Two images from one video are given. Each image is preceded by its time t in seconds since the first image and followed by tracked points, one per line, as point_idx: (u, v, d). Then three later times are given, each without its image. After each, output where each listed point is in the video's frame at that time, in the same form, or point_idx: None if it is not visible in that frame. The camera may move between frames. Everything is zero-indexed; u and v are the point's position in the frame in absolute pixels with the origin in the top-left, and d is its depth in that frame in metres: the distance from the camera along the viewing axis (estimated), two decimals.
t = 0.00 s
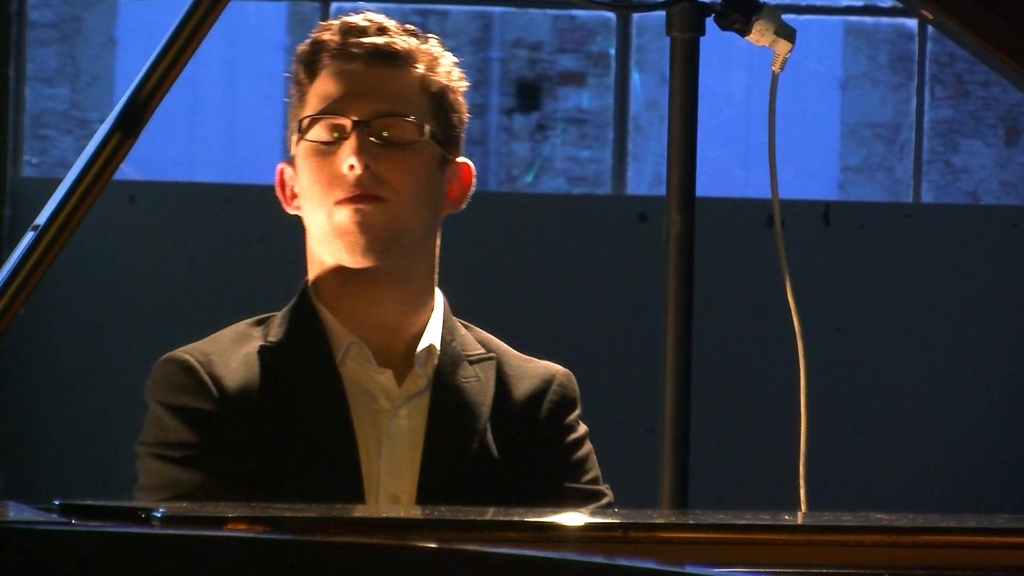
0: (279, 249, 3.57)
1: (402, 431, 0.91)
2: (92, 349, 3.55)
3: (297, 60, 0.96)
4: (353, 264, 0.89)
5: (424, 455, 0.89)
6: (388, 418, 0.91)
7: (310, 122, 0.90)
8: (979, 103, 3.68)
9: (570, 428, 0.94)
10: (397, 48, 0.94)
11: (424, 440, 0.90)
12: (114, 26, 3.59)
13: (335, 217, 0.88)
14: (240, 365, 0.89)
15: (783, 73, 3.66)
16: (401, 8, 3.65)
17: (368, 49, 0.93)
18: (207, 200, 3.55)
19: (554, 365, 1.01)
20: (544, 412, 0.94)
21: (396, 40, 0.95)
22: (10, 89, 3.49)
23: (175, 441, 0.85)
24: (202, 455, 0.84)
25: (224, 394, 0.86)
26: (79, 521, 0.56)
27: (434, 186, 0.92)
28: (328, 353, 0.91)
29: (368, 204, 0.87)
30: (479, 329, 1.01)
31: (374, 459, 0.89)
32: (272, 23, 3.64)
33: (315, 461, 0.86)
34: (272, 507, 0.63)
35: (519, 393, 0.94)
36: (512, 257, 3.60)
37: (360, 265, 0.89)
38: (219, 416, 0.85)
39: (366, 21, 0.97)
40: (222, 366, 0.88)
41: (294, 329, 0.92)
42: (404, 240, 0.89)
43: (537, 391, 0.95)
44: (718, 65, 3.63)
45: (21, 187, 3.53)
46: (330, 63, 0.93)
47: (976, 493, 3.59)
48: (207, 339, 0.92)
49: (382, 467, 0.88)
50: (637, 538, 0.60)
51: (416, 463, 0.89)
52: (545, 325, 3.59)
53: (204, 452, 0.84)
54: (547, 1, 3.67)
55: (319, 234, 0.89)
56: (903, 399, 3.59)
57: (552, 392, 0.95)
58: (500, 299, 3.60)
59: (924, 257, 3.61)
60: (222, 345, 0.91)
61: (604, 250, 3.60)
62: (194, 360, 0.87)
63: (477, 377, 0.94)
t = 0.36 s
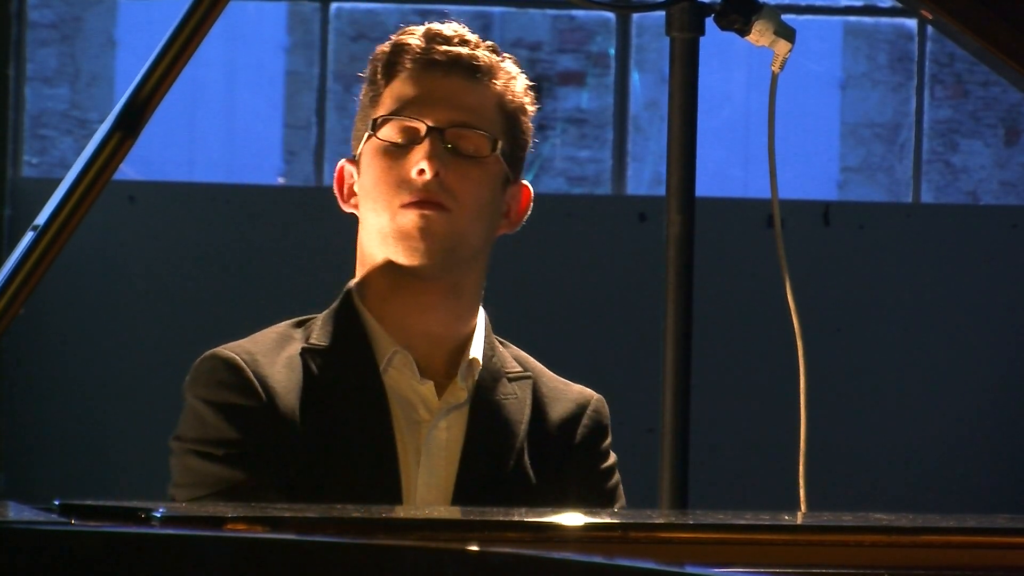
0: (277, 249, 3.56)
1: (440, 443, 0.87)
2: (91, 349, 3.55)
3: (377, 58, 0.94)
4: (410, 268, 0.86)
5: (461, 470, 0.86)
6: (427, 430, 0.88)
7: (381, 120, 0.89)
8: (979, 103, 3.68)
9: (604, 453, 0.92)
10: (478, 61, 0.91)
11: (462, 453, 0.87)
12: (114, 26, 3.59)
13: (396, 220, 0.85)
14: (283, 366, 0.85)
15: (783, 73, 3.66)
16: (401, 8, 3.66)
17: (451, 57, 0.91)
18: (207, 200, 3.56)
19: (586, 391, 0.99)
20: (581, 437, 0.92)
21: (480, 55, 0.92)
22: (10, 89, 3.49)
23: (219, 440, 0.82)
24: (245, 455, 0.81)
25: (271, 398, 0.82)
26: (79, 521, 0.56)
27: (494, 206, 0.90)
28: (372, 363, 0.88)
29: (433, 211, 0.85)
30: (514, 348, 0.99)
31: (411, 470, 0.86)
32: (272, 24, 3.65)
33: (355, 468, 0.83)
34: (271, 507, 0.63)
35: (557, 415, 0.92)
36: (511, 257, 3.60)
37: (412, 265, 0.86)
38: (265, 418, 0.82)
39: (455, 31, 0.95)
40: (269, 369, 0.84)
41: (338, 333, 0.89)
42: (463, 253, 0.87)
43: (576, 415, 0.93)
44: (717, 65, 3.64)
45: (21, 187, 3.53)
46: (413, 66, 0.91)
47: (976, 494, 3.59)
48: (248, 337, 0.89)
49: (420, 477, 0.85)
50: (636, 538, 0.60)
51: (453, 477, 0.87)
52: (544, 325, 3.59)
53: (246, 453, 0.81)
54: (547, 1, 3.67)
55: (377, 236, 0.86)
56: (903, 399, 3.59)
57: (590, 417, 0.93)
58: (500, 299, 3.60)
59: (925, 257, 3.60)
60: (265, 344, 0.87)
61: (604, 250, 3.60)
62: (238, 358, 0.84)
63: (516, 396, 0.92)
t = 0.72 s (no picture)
0: (278, 249, 3.57)
1: (444, 444, 0.90)
2: (92, 349, 3.55)
3: (414, 58, 0.99)
4: (430, 271, 0.90)
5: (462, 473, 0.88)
6: (431, 430, 0.90)
7: (409, 120, 0.94)
8: (979, 103, 3.69)
9: (609, 461, 0.95)
10: (513, 69, 0.96)
11: (465, 458, 0.89)
12: (114, 25, 3.59)
13: (419, 223, 0.89)
14: (287, 362, 0.88)
15: (783, 73, 3.67)
16: (401, 8, 3.66)
17: (485, 63, 0.96)
18: (207, 200, 3.56)
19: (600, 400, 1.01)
20: (585, 447, 0.94)
21: (515, 62, 0.97)
22: (11, 88, 3.49)
23: (213, 431, 0.85)
24: (235, 447, 0.84)
25: (268, 394, 0.85)
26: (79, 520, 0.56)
27: (514, 214, 0.94)
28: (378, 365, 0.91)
29: (454, 216, 0.90)
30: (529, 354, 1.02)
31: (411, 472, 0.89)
32: (273, 24, 3.65)
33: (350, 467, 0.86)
34: (271, 506, 0.63)
35: (563, 424, 0.94)
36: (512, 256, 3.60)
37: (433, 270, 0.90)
38: (258, 412, 0.85)
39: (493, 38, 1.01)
40: (270, 365, 0.87)
41: (348, 330, 0.92)
42: (484, 258, 0.91)
43: (582, 424, 0.95)
44: (717, 65, 3.65)
45: (22, 186, 3.53)
46: (448, 69, 0.96)
47: (977, 493, 3.59)
48: (258, 332, 0.92)
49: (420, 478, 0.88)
50: (636, 538, 0.60)
51: (455, 478, 0.89)
52: (545, 324, 3.59)
53: (236, 445, 0.84)
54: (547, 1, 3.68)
55: (399, 236, 0.91)
56: (903, 399, 3.59)
57: (598, 427, 0.95)
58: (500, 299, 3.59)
59: (925, 257, 3.60)
60: (273, 340, 0.91)
61: (604, 249, 3.60)
62: (241, 352, 0.87)
63: (527, 404, 0.94)
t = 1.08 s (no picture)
0: (278, 249, 3.57)
1: (435, 439, 0.90)
2: (92, 349, 3.55)
3: (405, 53, 0.99)
4: (424, 270, 0.90)
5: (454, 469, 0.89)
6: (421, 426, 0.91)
7: (404, 118, 0.94)
8: (979, 103, 3.68)
9: (598, 453, 0.95)
10: (508, 68, 0.97)
11: (455, 454, 0.90)
12: (114, 25, 3.59)
13: (413, 222, 0.90)
14: (276, 357, 0.88)
15: (782, 72, 3.67)
16: (401, 8, 3.66)
17: (480, 62, 0.96)
18: (207, 200, 3.56)
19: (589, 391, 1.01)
20: (573, 439, 0.95)
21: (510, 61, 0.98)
22: (10, 88, 3.49)
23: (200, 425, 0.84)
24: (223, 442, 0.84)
25: (257, 389, 0.85)
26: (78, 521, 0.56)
27: (507, 211, 0.95)
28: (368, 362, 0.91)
29: (450, 216, 0.90)
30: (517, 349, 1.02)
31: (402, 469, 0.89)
32: (272, 23, 3.65)
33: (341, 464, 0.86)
34: (271, 506, 0.63)
35: (551, 417, 0.95)
36: (512, 256, 3.60)
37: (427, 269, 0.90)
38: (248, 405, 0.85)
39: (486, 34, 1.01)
40: (258, 360, 0.87)
41: (337, 327, 0.92)
42: (478, 257, 0.92)
43: (571, 416, 0.96)
44: (717, 65, 3.64)
45: (22, 187, 3.53)
46: (443, 67, 0.96)
47: (977, 493, 3.59)
48: (246, 326, 0.92)
49: (412, 475, 0.87)
50: (637, 538, 0.60)
51: (447, 472, 0.89)
52: (545, 324, 3.59)
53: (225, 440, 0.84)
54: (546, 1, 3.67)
55: (394, 235, 0.91)
56: (903, 399, 3.59)
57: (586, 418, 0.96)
58: (500, 299, 3.59)
59: (925, 257, 3.61)
60: (262, 335, 0.90)
61: (604, 249, 3.60)
62: (229, 347, 0.87)
63: (516, 398, 0.94)
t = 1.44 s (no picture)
0: (275, 249, 3.55)
1: (410, 438, 0.92)
2: (92, 349, 3.55)
3: (361, 52, 0.95)
4: (427, 276, 0.92)
5: (430, 469, 0.91)
6: (396, 427, 0.93)
7: (390, 129, 0.92)
8: (979, 103, 3.68)
9: (571, 441, 0.98)
10: (478, 68, 0.96)
11: (431, 452, 0.92)
12: (114, 25, 3.59)
13: (412, 230, 0.91)
14: (246, 367, 0.91)
15: (782, 72, 3.66)
16: (400, 8, 3.66)
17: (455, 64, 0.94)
18: (207, 200, 3.55)
19: (559, 376, 1.04)
20: (545, 429, 0.97)
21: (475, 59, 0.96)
22: (10, 89, 3.49)
23: (180, 443, 0.87)
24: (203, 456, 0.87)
25: (230, 400, 0.88)
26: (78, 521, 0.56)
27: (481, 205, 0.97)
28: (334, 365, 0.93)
29: (450, 222, 0.92)
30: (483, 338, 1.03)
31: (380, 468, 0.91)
32: (271, 23, 3.65)
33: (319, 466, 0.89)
34: (272, 506, 0.63)
35: (523, 409, 0.97)
36: (512, 257, 3.60)
37: (434, 276, 0.92)
38: (225, 416, 0.88)
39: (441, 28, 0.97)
40: (229, 370, 0.90)
41: (301, 334, 0.94)
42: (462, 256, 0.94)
43: (542, 406, 0.98)
44: (716, 65, 3.64)
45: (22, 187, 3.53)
46: (417, 71, 0.93)
47: (977, 494, 3.59)
48: (212, 337, 0.94)
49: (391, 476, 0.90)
50: (636, 538, 0.60)
51: (424, 468, 0.92)
52: (545, 325, 3.59)
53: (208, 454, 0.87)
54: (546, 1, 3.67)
55: (389, 242, 0.91)
56: (903, 400, 3.59)
57: (555, 408, 0.98)
58: (500, 299, 3.59)
59: (925, 257, 3.61)
60: (228, 344, 0.93)
61: (604, 249, 3.60)
62: (199, 362, 0.89)
63: (486, 390, 0.96)
